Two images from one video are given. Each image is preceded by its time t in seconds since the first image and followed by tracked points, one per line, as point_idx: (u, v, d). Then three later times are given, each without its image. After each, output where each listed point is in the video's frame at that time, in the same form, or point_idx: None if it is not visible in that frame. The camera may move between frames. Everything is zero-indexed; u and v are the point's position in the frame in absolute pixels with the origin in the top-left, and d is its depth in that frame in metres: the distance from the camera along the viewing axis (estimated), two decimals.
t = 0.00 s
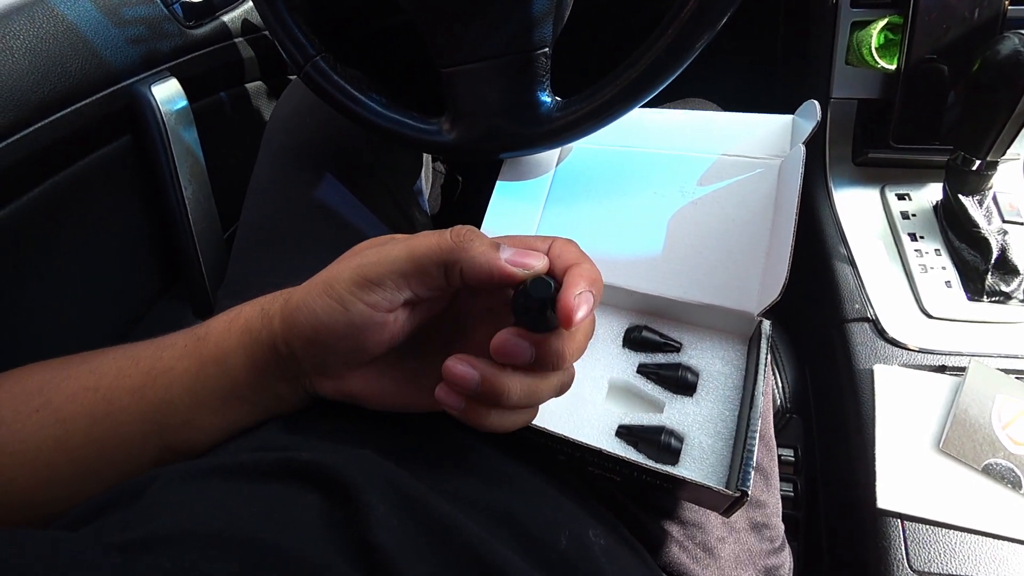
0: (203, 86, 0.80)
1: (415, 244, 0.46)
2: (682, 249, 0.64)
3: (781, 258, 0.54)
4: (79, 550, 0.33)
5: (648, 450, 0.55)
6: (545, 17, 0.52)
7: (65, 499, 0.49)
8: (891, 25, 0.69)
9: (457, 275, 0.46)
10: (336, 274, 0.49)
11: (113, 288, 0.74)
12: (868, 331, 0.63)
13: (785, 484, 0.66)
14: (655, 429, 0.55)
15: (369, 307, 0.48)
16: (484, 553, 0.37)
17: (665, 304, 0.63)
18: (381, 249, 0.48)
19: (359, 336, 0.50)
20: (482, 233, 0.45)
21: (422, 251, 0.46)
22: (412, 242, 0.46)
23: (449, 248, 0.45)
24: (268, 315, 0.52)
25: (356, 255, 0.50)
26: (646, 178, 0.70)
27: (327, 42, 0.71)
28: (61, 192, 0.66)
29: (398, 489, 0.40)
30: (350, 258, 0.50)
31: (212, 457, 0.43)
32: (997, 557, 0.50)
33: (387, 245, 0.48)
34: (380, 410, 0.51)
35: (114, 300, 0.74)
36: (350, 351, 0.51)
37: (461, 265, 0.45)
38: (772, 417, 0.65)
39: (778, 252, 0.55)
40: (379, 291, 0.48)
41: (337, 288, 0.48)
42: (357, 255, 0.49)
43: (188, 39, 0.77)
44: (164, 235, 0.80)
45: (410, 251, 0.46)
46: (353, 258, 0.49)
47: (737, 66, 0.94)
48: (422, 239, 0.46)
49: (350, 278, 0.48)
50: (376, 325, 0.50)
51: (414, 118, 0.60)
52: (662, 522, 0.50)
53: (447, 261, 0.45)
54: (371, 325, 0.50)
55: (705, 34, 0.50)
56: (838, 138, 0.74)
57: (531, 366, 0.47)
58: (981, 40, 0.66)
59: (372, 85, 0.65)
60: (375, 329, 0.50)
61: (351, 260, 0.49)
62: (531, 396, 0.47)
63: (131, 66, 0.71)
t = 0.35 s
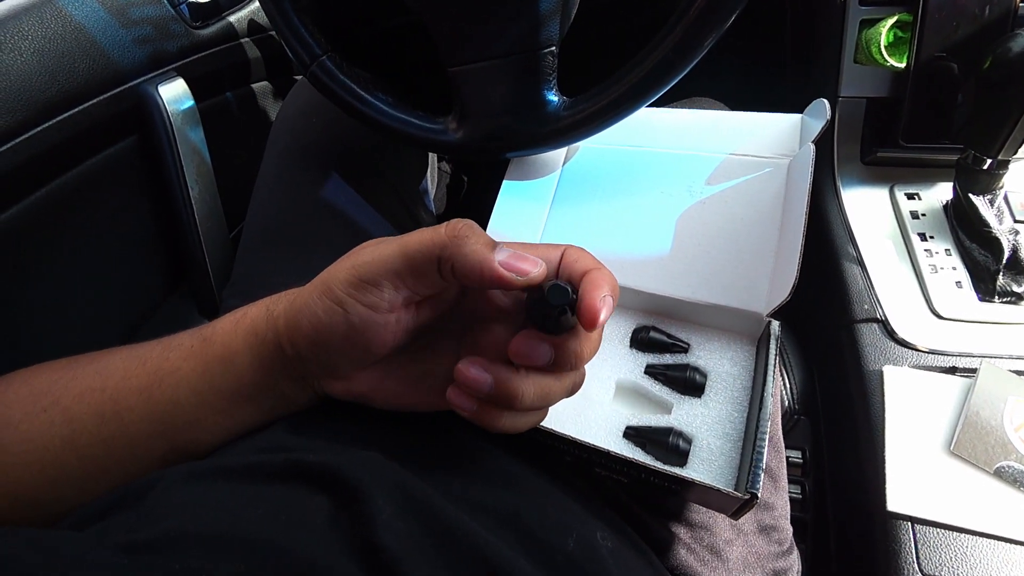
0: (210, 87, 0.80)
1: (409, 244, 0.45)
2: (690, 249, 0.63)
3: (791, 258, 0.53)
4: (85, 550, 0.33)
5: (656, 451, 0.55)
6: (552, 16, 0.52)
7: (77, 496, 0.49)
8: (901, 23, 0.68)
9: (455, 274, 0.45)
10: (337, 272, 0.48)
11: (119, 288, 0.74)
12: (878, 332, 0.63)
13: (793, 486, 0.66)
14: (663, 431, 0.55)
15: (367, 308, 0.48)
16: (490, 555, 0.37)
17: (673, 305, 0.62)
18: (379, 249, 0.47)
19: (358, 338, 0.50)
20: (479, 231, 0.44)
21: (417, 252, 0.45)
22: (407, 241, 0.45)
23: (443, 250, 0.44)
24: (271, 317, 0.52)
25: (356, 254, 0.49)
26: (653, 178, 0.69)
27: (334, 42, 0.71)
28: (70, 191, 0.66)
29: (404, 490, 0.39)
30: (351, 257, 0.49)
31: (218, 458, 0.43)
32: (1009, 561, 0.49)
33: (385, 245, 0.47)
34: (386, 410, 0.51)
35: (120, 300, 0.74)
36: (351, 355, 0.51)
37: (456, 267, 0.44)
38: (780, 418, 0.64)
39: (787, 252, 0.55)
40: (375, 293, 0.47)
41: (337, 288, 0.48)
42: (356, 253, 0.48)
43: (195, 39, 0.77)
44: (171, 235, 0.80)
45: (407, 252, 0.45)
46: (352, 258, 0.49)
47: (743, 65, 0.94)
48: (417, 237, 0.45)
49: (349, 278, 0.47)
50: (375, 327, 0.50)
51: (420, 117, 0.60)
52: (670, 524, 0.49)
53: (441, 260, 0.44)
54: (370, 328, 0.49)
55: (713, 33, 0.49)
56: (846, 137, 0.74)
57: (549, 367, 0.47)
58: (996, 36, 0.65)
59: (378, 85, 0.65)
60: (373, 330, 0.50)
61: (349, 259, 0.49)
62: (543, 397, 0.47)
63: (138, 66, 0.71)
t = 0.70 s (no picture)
0: (214, 85, 0.80)
1: (409, 331, 0.43)
2: (692, 250, 0.63)
3: (792, 259, 0.53)
4: (86, 548, 0.33)
5: (656, 452, 0.55)
6: (555, 17, 0.52)
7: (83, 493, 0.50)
8: (904, 25, 0.68)
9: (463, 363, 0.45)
10: (331, 340, 0.46)
11: (123, 286, 0.74)
12: (879, 334, 0.63)
13: (794, 488, 0.66)
14: (664, 432, 0.55)
15: (374, 370, 0.48)
16: (489, 555, 0.37)
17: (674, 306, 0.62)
18: (376, 324, 0.45)
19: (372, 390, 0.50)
20: (480, 317, 0.41)
21: (419, 341, 0.43)
22: (405, 326, 0.44)
23: (450, 349, 0.42)
24: (268, 335, 0.50)
25: (346, 319, 0.46)
26: (656, 179, 0.69)
27: (337, 41, 0.71)
28: (73, 189, 0.66)
29: (404, 489, 0.39)
30: (341, 319, 0.46)
31: (219, 456, 0.43)
32: (1011, 564, 0.49)
33: (381, 321, 0.45)
34: (388, 409, 0.51)
35: (123, 298, 0.74)
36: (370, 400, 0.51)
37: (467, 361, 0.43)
38: (781, 420, 0.64)
39: (789, 254, 0.55)
40: (379, 362, 0.47)
41: (333, 354, 0.47)
42: (347, 319, 0.46)
43: (199, 37, 0.77)
44: (174, 233, 0.81)
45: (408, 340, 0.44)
46: (344, 324, 0.46)
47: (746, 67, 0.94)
48: (417, 328, 0.43)
49: (344, 345, 0.46)
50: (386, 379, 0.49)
51: (423, 117, 0.60)
52: (670, 524, 0.49)
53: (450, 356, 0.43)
54: (382, 381, 0.49)
55: (716, 35, 0.49)
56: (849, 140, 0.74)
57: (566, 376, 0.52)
58: (1000, 38, 0.64)
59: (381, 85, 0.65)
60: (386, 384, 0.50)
61: (337, 322, 0.46)
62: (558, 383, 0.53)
63: (142, 65, 0.71)
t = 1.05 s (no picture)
0: (212, 89, 0.80)
1: (407, 337, 0.43)
2: (689, 253, 0.63)
3: (788, 262, 0.53)
4: (82, 554, 0.33)
5: (652, 455, 0.55)
6: (551, 20, 0.52)
7: (79, 499, 0.49)
8: (901, 27, 0.68)
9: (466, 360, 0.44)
10: (326, 347, 0.46)
11: (121, 290, 0.74)
12: (877, 336, 0.63)
13: (792, 490, 0.66)
14: (660, 435, 0.55)
15: (374, 369, 0.48)
16: (484, 561, 0.37)
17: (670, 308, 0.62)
18: (373, 335, 0.44)
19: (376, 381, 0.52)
20: (477, 320, 0.40)
21: (417, 347, 0.43)
22: (403, 333, 0.43)
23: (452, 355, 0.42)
24: (262, 344, 0.50)
25: (339, 329, 0.45)
26: (652, 181, 0.70)
27: (335, 45, 0.71)
28: (71, 193, 0.66)
29: (399, 494, 0.39)
30: (335, 329, 0.46)
31: (215, 461, 0.43)
32: (1009, 566, 0.49)
33: (377, 329, 0.44)
34: (383, 415, 0.51)
35: (121, 302, 0.74)
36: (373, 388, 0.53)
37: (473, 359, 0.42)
38: (778, 422, 0.64)
39: (785, 256, 0.55)
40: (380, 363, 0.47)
41: (329, 357, 0.47)
42: (338, 329, 0.45)
43: (197, 41, 0.77)
44: (172, 237, 0.81)
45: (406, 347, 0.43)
46: (338, 335, 0.45)
47: (743, 71, 0.94)
48: (415, 334, 0.42)
49: (343, 350, 0.46)
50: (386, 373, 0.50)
51: (420, 121, 0.60)
52: (666, 528, 0.49)
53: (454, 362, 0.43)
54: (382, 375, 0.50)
55: (712, 38, 0.49)
56: (846, 141, 0.74)
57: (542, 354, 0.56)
58: (997, 40, 0.65)
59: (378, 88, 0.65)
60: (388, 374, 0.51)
61: (326, 331, 0.46)
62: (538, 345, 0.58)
63: (140, 69, 0.71)
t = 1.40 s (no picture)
0: (209, 97, 0.81)
1: (407, 263, 0.46)
2: (685, 258, 0.63)
3: (783, 267, 0.53)
4: (81, 563, 0.33)
5: (650, 460, 0.55)
6: (545, 28, 0.52)
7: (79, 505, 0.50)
8: (894, 30, 0.69)
9: (462, 289, 0.48)
10: (326, 304, 0.48)
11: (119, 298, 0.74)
12: (874, 338, 0.63)
13: (791, 492, 0.66)
14: (657, 439, 0.55)
15: (374, 324, 0.50)
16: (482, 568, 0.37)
17: (667, 313, 0.63)
18: (372, 276, 0.47)
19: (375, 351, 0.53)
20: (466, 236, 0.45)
21: (416, 276, 0.46)
22: (400, 266, 0.46)
23: (446, 272, 0.46)
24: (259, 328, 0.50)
25: (338, 282, 0.48)
26: (649, 187, 0.70)
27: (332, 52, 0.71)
28: (69, 201, 0.67)
29: (397, 503, 0.40)
30: (335, 285, 0.48)
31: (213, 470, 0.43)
32: (1008, 566, 0.49)
33: (377, 271, 0.47)
34: (381, 422, 0.51)
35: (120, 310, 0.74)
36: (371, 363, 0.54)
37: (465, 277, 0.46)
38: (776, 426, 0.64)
39: (781, 260, 0.55)
40: (385, 313, 0.49)
41: (329, 319, 0.49)
42: (338, 283, 0.48)
43: (195, 49, 0.77)
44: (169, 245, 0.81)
45: (406, 278, 0.46)
46: (337, 288, 0.48)
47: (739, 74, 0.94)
48: (414, 261, 0.46)
49: (342, 304, 0.48)
50: (383, 338, 0.52)
51: (415, 128, 0.61)
52: (665, 533, 0.50)
53: (450, 282, 0.46)
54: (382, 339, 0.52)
55: (707, 42, 0.50)
56: (842, 144, 0.74)
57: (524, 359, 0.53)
58: (988, 42, 0.65)
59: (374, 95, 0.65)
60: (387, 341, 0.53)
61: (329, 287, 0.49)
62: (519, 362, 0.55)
63: (138, 77, 0.71)
